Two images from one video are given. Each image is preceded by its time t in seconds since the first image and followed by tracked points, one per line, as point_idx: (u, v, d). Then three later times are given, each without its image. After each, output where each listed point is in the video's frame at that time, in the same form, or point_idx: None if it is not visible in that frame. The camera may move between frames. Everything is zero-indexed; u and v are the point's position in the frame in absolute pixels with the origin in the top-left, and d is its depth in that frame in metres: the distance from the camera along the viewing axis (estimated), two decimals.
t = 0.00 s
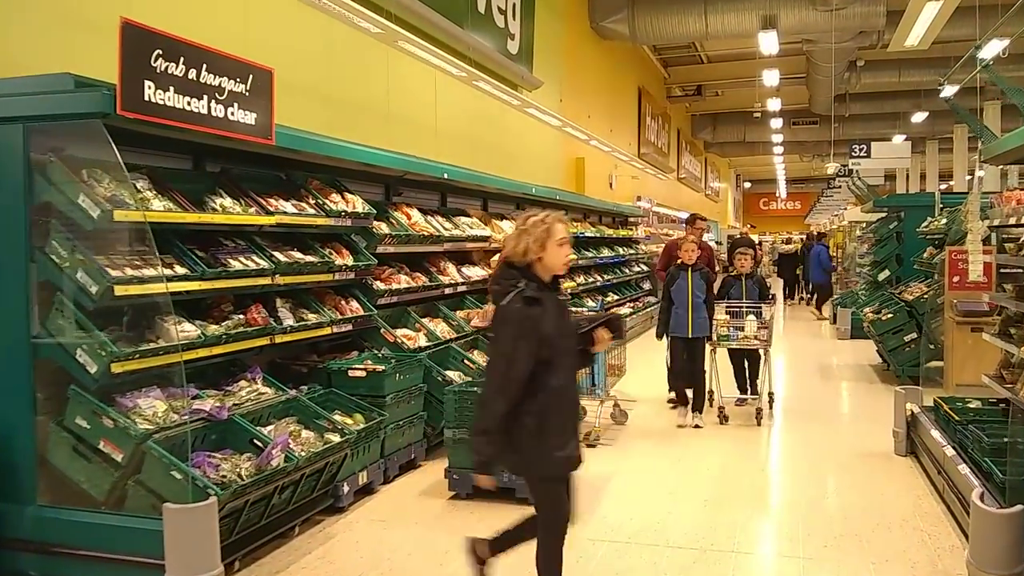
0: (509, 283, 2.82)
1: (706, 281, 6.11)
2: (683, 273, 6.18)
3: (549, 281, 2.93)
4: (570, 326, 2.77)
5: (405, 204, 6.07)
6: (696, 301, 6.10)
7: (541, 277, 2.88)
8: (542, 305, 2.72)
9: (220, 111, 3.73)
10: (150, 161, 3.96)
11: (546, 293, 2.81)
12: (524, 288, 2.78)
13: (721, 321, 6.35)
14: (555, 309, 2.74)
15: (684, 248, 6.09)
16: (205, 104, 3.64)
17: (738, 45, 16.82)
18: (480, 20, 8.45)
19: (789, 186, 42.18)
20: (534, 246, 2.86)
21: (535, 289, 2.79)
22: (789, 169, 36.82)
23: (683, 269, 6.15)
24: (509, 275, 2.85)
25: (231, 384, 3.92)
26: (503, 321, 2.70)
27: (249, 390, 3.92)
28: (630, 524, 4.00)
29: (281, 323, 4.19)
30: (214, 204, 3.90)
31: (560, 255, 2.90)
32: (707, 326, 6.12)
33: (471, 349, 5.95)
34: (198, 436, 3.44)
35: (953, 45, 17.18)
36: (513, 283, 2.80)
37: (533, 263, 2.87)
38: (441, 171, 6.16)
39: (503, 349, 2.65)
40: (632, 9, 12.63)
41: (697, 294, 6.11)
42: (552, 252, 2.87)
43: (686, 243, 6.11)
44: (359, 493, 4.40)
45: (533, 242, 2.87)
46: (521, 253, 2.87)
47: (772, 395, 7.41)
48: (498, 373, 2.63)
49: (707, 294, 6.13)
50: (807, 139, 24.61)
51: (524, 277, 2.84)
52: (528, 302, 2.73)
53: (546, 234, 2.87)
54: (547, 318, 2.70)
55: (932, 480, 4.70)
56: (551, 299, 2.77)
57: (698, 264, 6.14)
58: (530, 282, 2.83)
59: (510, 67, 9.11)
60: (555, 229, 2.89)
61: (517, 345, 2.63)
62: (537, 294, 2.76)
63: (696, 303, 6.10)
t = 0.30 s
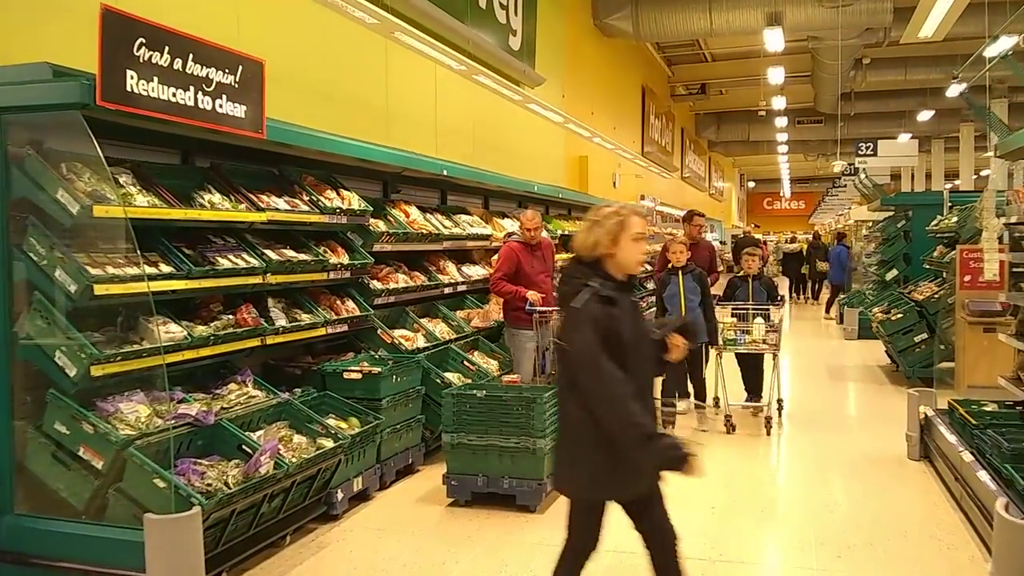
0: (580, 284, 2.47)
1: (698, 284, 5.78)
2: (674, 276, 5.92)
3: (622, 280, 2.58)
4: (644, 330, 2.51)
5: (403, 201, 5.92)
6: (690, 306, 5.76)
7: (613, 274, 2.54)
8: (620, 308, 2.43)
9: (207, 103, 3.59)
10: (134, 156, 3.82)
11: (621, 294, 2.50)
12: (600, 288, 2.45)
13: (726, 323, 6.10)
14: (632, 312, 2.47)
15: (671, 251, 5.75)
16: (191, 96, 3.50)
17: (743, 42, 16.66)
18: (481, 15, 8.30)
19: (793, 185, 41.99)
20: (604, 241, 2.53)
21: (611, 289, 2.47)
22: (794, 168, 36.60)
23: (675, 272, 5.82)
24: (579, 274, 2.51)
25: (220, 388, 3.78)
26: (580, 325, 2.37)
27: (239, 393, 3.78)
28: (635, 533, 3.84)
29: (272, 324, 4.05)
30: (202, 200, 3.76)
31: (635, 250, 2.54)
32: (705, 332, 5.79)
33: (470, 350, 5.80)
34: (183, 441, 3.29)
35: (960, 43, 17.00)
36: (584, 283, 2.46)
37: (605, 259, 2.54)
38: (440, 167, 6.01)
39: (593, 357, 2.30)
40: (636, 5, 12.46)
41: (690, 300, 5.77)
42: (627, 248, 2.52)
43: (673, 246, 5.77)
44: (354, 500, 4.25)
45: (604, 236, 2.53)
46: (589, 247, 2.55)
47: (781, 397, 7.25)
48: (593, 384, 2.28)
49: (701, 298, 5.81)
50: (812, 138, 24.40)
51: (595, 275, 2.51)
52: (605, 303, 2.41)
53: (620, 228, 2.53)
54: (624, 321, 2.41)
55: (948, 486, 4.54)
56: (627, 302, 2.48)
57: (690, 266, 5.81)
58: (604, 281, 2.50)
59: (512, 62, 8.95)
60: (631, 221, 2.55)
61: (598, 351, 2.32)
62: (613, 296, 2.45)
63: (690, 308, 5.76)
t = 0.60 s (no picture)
0: (700, 294, 2.12)
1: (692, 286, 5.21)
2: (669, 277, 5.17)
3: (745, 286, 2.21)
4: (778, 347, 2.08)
5: (401, 202, 5.76)
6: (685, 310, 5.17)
7: (733, 281, 2.18)
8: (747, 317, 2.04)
9: (194, 98, 3.43)
10: (118, 155, 3.68)
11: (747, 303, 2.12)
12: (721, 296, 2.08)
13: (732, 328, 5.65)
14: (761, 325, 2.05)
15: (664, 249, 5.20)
16: (178, 91, 3.35)
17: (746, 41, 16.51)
18: (482, 12, 8.15)
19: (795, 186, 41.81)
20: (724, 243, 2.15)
21: (734, 296, 2.09)
22: (795, 168, 36.42)
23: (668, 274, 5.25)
24: (699, 281, 2.16)
25: (209, 397, 3.62)
26: (707, 343, 1.99)
27: (228, 403, 3.62)
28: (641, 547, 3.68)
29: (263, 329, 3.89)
30: (190, 200, 3.61)
31: (760, 252, 2.17)
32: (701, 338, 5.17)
33: (470, 355, 5.65)
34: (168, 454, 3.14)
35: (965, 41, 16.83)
36: (704, 291, 2.11)
37: (724, 263, 2.17)
38: (439, 167, 5.84)
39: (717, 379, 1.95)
40: (638, 4, 12.31)
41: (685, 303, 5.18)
42: (749, 250, 2.15)
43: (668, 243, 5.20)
44: (349, 512, 4.10)
45: (724, 237, 2.16)
46: (708, 251, 2.18)
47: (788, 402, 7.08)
48: (729, 420, 1.93)
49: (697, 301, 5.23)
50: (815, 138, 24.22)
51: (716, 282, 2.15)
52: (731, 315, 2.04)
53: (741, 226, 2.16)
54: (755, 333, 2.01)
55: (965, 498, 4.37)
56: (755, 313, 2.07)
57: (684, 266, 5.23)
58: (727, 288, 2.13)
59: (514, 61, 8.80)
60: (753, 220, 2.17)
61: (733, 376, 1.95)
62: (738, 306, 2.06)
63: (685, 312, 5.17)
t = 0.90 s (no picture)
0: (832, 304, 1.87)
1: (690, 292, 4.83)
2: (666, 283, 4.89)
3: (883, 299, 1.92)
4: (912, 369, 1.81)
5: (397, 200, 5.62)
6: (682, 318, 4.79)
7: (870, 290, 1.90)
8: (881, 337, 1.78)
9: (178, 91, 3.29)
10: (99, 151, 3.54)
11: (884, 317, 1.84)
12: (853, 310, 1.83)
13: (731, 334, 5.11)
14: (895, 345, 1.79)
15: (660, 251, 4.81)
16: (161, 84, 3.21)
17: (747, 38, 16.35)
18: (481, 7, 8.01)
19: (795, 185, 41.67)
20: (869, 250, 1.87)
21: (870, 308, 1.83)
22: (796, 167, 36.27)
23: (665, 278, 4.89)
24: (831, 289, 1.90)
25: (194, 403, 3.49)
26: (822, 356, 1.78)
27: (214, 409, 3.48)
28: (645, 558, 3.54)
29: (252, 332, 3.75)
30: (174, 198, 3.47)
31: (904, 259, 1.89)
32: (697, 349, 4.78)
33: (468, 357, 5.51)
34: (148, 464, 3.00)
35: (969, 39, 16.67)
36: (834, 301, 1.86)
37: (863, 269, 1.89)
38: (436, 165, 5.70)
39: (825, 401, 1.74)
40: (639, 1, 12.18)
41: (681, 310, 4.81)
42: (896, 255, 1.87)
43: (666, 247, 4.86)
44: (341, 521, 3.96)
45: (871, 240, 1.87)
46: (846, 252, 1.90)
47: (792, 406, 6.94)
48: (809, 443, 1.73)
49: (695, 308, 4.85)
50: (816, 137, 24.08)
51: (848, 290, 1.89)
52: (861, 329, 1.78)
53: (890, 229, 1.87)
54: (888, 353, 1.75)
55: (979, 505, 4.24)
56: (891, 329, 1.80)
57: (682, 273, 4.87)
58: (861, 298, 1.87)
59: (514, 58, 8.66)
60: (905, 220, 1.88)
61: (840, 398, 1.73)
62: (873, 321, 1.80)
63: (681, 320, 4.79)
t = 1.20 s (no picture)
0: None
1: (675, 291, 4.45)
2: (652, 284, 4.50)
3: None
4: None
5: (390, 198, 5.47)
6: (667, 321, 4.42)
7: None
8: None
9: (155, 81, 3.14)
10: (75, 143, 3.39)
11: None
12: None
13: (729, 340, 4.82)
14: None
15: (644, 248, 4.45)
16: (136, 73, 3.05)
17: (748, 36, 16.19)
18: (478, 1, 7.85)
19: (796, 185, 41.55)
20: None
21: None
22: (796, 167, 36.15)
23: (649, 278, 4.50)
24: None
25: (173, 407, 3.34)
26: None
27: (194, 415, 3.34)
28: (644, 570, 3.39)
29: (235, 333, 3.60)
30: (153, 193, 3.32)
31: None
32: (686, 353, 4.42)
33: (463, 359, 5.36)
34: (119, 473, 2.85)
35: (972, 38, 16.51)
36: None
37: None
38: (430, 161, 5.55)
39: None
40: None
41: (666, 313, 4.43)
42: None
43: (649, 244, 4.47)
44: (329, 529, 3.81)
45: None
46: None
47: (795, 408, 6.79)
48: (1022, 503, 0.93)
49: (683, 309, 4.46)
50: (817, 136, 23.95)
51: None
52: None
53: None
54: None
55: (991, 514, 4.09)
56: None
57: (667, 271, 4.47)
58: None
59: (512, 54, 8.51)
60: None
61: None
62: None
63: (667, 322, 4.42)
